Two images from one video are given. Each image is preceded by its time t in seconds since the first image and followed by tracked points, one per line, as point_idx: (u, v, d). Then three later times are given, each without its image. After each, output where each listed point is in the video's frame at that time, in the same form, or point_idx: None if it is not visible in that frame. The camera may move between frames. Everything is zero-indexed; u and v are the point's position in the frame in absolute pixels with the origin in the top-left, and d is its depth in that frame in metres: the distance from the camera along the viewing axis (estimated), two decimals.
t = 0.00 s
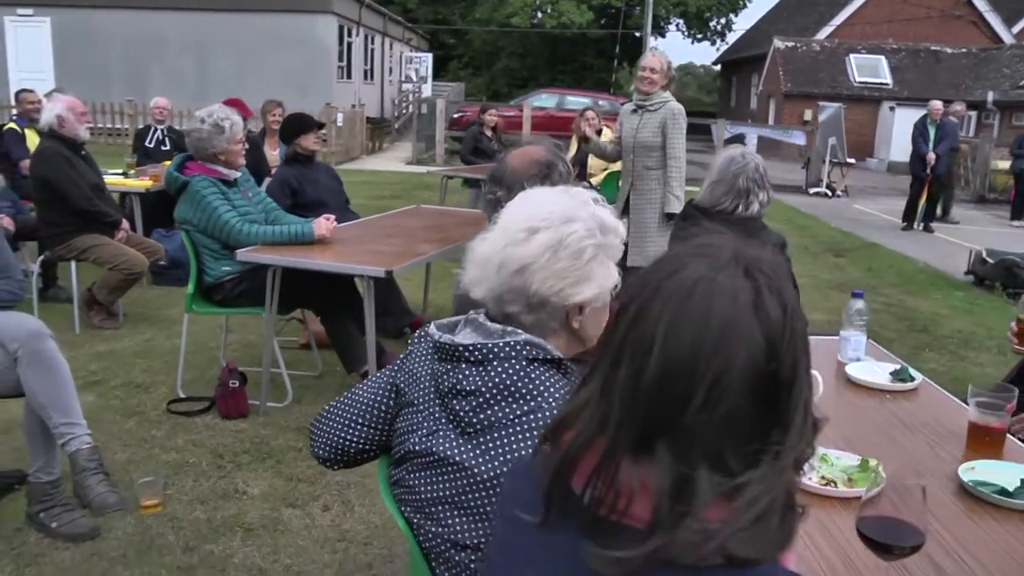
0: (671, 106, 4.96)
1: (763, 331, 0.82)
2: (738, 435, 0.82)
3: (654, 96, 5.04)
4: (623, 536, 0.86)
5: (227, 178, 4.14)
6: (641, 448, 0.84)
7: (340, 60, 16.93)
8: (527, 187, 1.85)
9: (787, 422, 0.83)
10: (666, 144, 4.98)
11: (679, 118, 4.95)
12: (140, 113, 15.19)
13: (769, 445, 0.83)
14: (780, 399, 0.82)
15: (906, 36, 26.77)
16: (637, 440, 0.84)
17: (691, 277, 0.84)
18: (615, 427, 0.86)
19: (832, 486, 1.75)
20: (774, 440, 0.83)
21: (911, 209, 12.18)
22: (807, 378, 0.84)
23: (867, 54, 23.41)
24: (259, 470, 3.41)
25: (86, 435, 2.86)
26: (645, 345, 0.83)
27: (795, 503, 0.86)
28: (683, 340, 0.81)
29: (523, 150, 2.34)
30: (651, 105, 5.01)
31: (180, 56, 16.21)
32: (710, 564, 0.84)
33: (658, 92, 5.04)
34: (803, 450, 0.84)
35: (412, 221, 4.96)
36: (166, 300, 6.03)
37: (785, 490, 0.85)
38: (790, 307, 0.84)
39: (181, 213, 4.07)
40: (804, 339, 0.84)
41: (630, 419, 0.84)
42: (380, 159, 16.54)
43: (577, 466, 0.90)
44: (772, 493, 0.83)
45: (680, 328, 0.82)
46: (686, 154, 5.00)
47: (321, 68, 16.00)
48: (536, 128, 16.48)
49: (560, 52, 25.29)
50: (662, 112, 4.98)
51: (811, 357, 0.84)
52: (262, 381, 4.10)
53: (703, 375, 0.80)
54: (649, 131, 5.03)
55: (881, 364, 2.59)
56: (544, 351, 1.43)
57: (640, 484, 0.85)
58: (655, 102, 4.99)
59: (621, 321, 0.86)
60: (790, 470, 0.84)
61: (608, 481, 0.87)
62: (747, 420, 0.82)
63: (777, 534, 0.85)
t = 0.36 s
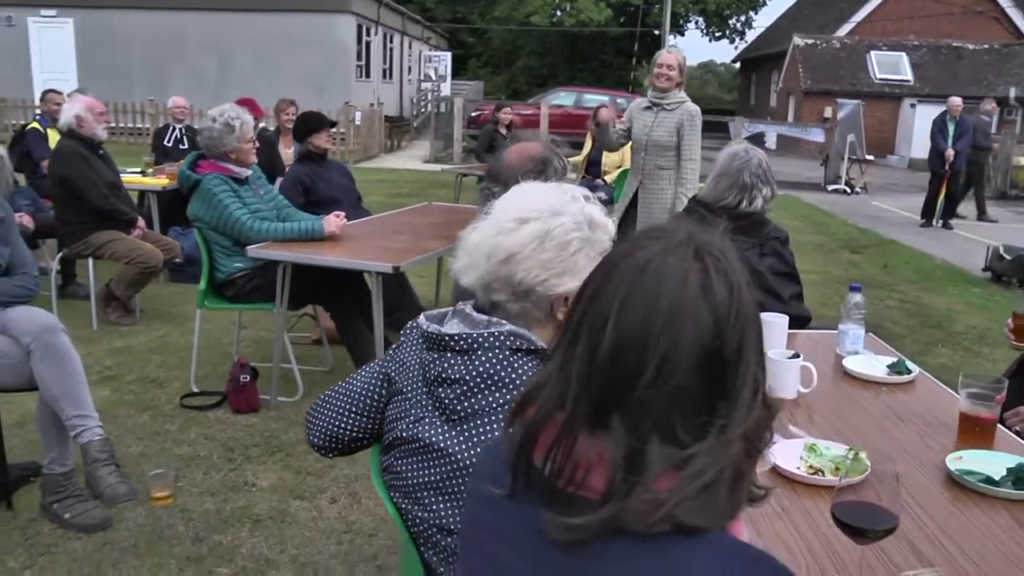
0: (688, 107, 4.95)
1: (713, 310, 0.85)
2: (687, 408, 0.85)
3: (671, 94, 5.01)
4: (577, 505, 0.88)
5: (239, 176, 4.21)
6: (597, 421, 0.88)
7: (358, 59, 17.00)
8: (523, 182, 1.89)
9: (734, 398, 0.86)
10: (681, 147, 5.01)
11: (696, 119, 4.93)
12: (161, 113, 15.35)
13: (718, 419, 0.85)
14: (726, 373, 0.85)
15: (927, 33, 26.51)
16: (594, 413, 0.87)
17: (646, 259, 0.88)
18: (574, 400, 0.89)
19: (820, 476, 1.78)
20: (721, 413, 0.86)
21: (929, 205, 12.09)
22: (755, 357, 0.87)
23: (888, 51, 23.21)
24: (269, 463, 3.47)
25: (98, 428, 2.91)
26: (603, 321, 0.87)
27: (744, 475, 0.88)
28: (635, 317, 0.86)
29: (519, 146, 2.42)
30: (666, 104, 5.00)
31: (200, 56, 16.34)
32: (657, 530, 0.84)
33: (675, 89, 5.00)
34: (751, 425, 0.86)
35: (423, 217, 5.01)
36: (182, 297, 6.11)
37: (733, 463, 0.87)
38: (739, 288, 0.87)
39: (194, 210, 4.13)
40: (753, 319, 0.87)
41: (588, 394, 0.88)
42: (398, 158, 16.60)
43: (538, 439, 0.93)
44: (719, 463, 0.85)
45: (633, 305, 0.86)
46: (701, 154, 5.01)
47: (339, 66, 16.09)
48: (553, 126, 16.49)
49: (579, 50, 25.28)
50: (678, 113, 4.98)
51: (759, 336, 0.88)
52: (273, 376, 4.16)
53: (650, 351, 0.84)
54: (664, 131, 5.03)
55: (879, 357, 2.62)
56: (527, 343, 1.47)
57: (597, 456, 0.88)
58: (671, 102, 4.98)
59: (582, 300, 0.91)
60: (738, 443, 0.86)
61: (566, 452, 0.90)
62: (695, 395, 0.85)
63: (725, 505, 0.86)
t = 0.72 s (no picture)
0: (694, 107, 4.97)
1: (692, 296, 0.90)
2: (661, 386, 0.88)
3: (677, 93, 5.00)
4: (555, 476, 0.91)
5: (245, 175, 4.26)
6: (577, 397, 0.91)
7: (366, 59, 17.07)
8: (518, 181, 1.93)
9: (705, 377, 0.89)
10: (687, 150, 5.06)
11: (703, 120, 4.98)
12: (169, 113, 15.45)
13: (690, 397, 0.89)
14: (699, 354, 0.89)
15: (935, 31, 26.42)
16: (574, 388, 0.91)
17: (630, 246, 0.93)
18: (557, 376, 0.93)
19: (805, 464, 1.82)
20: (695, 392, 0.89)
21: (935, 203, 12.08)
22: (729, 341, 0.91)
23: (896, 49, 23.15)
24: (273, 458, 3.52)
25: (103, 421, 2.97)
26: (586, 301, 0.92)
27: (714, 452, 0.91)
28: (616, 299, 0.90)
29: (515, 144, 2.46)
30: (673, 104, 5.01)
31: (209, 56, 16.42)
32: (628, 500, 0.86)
33: (681, 88, 4.99)
34: (722, 406, 0.90)
35: (427, 215, 5.06)
36: (189, 295, 6.16)
37: (705, 441, 0.89)
38: (716, 277, 0.92)
39: (200, 209, 4.19)
40: (729, 304, 0.91)
41: (567, 372, 0.91)
42: (405, 158, 16.65)
43: (519, 416, 0.97)
44: (690, 439, 0.88)
45: (614, 291, 0.90)
46: (706, 153, 5.09)
47: (347, 66, 16.15)
48: (560, 126, 16.51)
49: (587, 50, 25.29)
50: (685, 114, 5.00)
51: (734, 322, 0.92)
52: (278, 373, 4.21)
53: (630, 330, 0.89)
54: (670, 132, 5.06)
55: (871, 351, 2.67)
56: (519, 335, 1.50)
57: (577, 429, 0.91)
58: (678, 102, 4.99)
59: (567, 285, 0.95)
60: (711, 421, 0.89)
61: (546, 425, 0.93)
62: (670, 373, 0.89)
63: (695, 479, 0.89)
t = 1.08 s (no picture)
0: (690, 110, 5.02)
1: (662, 284, 0.94)
2: (633, 367, 0.93)
3: (674, 95, 5.05)
4: (531, 451, 0.97)
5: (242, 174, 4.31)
6: (553, 375, 0.96)
7: (364, 60, 17.12)
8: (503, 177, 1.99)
9: (674, 359, 0.94)
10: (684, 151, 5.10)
11: (698, 123, 5.02)
12: (167, 112, 15.46)
13: (660, 376, 0.94)
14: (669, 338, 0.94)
15: (931, 33, 26.48)
16: (548, 367, 0.96)
17: (605, 237, 0.98)
18: (533, 356, 0.98)
19: (783, 452, 1.88)
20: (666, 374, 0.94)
21: (929, 203, 12.14)
22: (698, 326, 0.96)
23: (893, 50, 23.21)
24: (269, 453, 3.57)
25: (102, 416, 3.02)
26: (562, 287, 0.97)
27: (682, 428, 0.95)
28: (590, 287, 0.95)
29: (507, 143, 2.50)
30: (669, 106, 5.05)
31: (207, 57, 16.45)
32: (599, 474, 0.91)
33: (677, 91, 5.04)
34: (690, 390, 0.95)
35: (422, 214, 5.12)
36: (186, 294, 6.21)
37: (672, 421, 0.95)
38: (686, 267, 0.96)
39: (198, 208, 4.24)
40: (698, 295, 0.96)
41: (543, 351, 0.96)
42: (403, 158, 16.70)
43: (499, 396, 1.02)
44: (658, 419, 0.93)
45: (590, 277, 0.95)
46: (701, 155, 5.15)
47: (345, 66, 16.20)
48: (557, 126, 16.55)
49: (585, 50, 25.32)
50: (681, 116, 5.05)
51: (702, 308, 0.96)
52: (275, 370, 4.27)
53: (601, 315, 0.94)
54: (666, 134, 5.11)
55: (855, 346, 2.73)
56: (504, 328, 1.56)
57: (552, 408, 0.96)
58: (675, 104, 5.04)
59: (545, 274, 1.01)
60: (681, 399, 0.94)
61: (522, 405, 0.98)
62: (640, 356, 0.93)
63: (662, 454, 0.94)
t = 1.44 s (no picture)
0: (677, 105, 5.10)
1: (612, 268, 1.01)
2: (571, 339, 1.02)
3: (660, 92, 5.12)
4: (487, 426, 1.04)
5: (235, 173, 4.38)
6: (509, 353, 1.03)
7: (358, 61, 17.18)
8: (476, 174, 2.08)
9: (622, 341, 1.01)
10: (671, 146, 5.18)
11: (686, 119, 5.11)
12: (161, 113, 15.51)
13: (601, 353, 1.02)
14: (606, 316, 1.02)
15: (923, 34, 26.60)
16: (499, 342, 1.05)
17: (550, 224, 1.07)
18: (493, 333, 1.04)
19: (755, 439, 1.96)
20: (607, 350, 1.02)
21: (918, 202, 12.26)
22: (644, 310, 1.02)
23: (885, 51, 23.31)
24: (261, 446, 3.64)
25: (97, 409, 3.10)
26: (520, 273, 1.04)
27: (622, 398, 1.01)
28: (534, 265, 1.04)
29: (490, 142, 2.58)
30: (656, 102, 5.13)
31: (201, 58, 16.49)
32: (542, 447, 0.97)
33: (663, 87, 5.11)
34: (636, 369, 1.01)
35: (412, 213, 5.18)
36: (180, 293, 6.27)
37: (618, 401, 1.01)
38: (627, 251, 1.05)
39: (191, 206, 4.30)
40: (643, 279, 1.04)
41: (493, 324, 1.05)
42: (396, 158, 16.75)
43: (462, 375, 1.08)
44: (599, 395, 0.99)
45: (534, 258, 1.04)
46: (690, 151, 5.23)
47: (339, 67, 16.26)
48: (550, 126, 16.63)
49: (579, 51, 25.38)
50: (668, 111, 5.13)
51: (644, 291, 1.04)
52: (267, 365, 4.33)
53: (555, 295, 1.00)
54: (654, 130, 5.18)
55: (830, 339, 2.81)
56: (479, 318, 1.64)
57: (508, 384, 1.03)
58: (661, 100, 5.12)
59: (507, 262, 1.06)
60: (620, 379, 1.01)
61: (478, 379, 1.07)
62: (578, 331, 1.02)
63: (607, 429, 0.99)
